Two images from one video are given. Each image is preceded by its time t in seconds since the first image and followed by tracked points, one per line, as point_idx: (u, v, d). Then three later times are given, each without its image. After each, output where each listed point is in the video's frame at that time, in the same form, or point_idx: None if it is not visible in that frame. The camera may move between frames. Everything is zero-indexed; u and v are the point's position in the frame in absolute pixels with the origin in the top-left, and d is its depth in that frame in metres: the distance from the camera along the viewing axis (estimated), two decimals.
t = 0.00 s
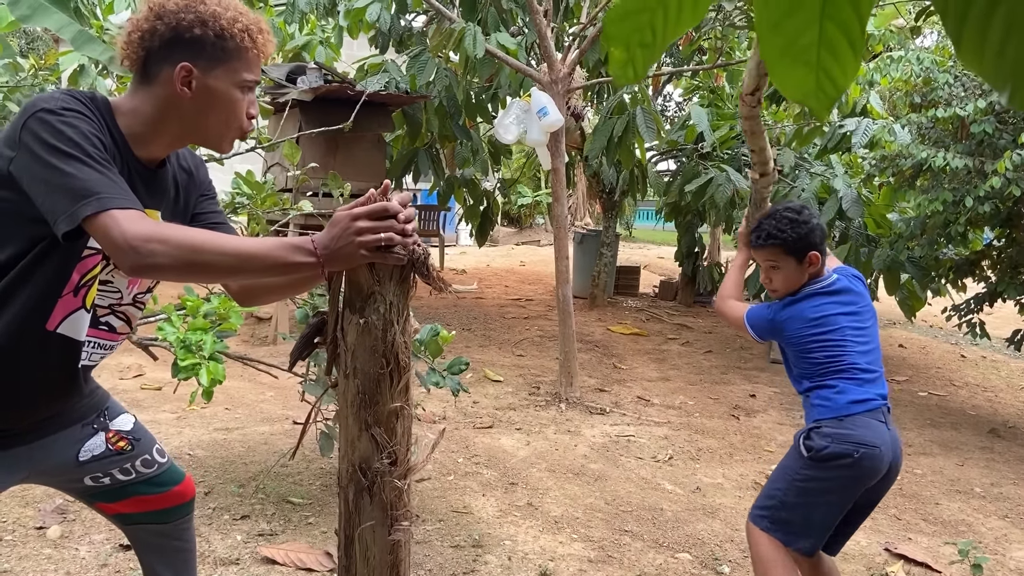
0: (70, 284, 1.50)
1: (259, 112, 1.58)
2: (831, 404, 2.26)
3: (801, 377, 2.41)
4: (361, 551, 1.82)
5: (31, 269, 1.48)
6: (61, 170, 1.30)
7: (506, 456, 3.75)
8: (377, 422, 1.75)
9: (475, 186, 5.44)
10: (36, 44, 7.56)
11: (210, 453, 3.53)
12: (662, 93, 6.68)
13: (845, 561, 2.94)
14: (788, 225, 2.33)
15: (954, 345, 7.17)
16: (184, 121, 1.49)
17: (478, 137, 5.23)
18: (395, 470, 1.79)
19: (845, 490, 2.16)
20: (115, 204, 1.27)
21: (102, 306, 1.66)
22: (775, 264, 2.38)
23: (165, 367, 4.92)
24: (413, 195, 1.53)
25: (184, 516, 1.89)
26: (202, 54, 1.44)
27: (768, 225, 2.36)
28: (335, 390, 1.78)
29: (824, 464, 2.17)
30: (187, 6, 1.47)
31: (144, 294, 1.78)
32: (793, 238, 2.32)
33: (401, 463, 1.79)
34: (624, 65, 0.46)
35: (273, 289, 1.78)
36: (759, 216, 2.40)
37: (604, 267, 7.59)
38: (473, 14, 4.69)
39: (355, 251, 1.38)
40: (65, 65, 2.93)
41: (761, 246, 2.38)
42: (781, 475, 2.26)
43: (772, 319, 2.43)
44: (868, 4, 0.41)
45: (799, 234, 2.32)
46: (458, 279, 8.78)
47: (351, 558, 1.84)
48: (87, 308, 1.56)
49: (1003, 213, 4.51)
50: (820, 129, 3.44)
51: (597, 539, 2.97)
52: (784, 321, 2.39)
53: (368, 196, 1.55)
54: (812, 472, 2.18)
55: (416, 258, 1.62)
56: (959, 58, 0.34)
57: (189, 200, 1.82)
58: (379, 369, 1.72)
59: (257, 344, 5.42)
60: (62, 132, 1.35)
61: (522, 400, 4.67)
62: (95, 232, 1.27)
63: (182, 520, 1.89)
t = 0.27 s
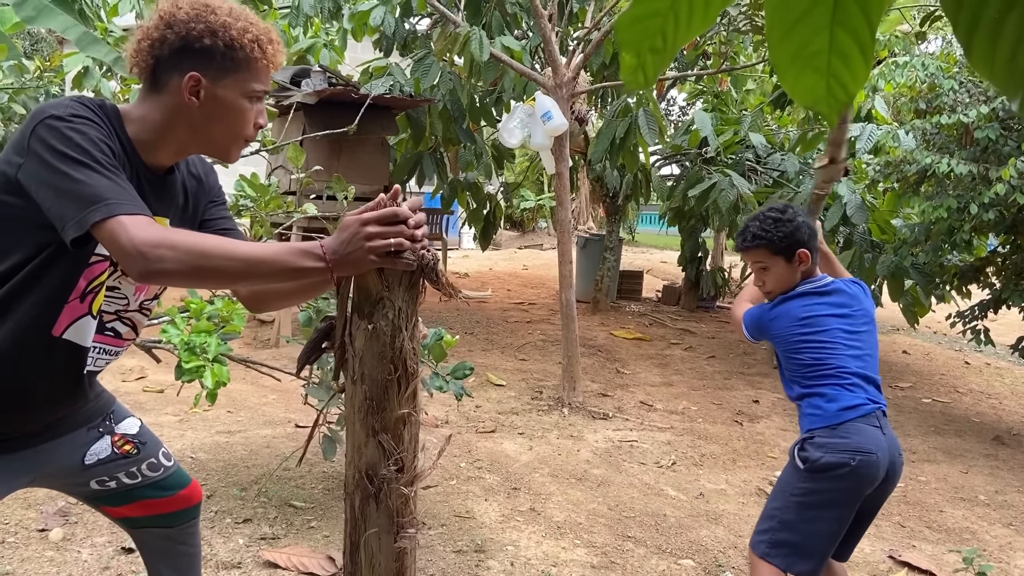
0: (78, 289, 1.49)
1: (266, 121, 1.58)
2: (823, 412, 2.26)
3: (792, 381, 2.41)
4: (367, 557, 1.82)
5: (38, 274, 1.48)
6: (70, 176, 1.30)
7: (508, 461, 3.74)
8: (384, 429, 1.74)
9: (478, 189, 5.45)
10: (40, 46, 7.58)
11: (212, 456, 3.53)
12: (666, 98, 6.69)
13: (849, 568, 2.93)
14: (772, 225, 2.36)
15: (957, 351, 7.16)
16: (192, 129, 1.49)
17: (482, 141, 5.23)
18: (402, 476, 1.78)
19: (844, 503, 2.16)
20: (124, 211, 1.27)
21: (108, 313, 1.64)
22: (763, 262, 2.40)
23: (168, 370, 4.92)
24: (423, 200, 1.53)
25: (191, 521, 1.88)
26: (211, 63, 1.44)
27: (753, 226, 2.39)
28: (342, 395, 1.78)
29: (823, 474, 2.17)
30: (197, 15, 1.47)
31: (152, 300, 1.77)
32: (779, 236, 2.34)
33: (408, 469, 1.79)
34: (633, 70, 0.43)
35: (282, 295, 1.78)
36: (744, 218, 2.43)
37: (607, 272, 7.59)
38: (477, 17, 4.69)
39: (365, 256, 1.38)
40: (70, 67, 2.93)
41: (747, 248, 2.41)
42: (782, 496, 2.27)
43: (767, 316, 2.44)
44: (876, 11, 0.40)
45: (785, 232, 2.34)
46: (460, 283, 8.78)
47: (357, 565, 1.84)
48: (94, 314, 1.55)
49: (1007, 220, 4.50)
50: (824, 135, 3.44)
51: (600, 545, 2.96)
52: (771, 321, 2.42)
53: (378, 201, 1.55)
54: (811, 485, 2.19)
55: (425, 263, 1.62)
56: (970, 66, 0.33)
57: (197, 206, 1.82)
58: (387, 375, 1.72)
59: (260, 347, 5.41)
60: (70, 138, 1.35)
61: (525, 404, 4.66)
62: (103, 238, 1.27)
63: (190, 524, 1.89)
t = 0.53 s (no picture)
0: (81, 291, 1.50)
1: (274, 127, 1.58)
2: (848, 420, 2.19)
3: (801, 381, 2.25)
4: (374, 560, 1.82)
5: (41, 275, 1.48)
6: (80, 178, 1.30)
7: (512, 463, 3.74)
8: (393, 431, 1.74)
9: (483, 192, 5.45)
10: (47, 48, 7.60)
11: (217, 456, 3.53)
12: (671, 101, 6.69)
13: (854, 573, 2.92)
14: (777, 200, 2.28)
15: (963, 357, 7.14)
16: (200, 134, 1.49)
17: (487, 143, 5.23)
18: (410, 479, 1.78)
19: (875, 516, 2.15)
20: (133, 212, 1.27)
21: (116, 316, 1.66)
22: (763, 240, 2.30)
23: (172, 370, 4.92)
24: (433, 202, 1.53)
25: (193, 523, 1.88)
26: (220, 69, 1.44)
27: (756, 201, 2.31)
28: (351, 398, 1.78)
29: (864, 490, 2.11)
30: (208, 20, 1.48)
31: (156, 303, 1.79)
32: (782, 212, 2.25)
33: (416, 472, 1.79)
34: (642, 64, 0.46)
35: (292, 296, 1.78)
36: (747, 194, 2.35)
37: (611, 275, 7.59)
38: (483, 20, 4.70)
39: (376, 259, 1.38)
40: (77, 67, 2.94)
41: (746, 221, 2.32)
42: (812, 519, 2.15)
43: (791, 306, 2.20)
44: (886, 11, 0.41)
45: (787, 209, 2.26)
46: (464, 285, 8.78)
47: (364, 567, 1.84)
48: (98, 317, 1.55)
49: (1013, 225, 4.49)
50: (829, 137, 3.44)
51: (605, 548, 2.95)
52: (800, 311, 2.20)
53: (388, 203, 1.55)
54: (848, 504, 2.12)
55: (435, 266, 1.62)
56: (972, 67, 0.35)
57: (205, 208, 1.82)
58: (396, 377, 1.72)
59: (264, 348, 5.42)
60: (80, 140, 1.35)
61: (528, 407, 4.66)
62: (113, 240, 1.27)
63: (191, 527, 1.89)
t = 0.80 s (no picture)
0: (91, 289, 1.50)
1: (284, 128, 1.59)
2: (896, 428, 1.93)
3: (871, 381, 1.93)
4: (382, 561, 1.82)
5: (53, 273, 1.48)
6: (91, 177, 1.31)
7: (518, 465, 3.74)
8: (401, 432, 1.75)
9: (489, 193, 5.46)
10: (56, 48, 7.64)
11: (224, 455, 3.54)
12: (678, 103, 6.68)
13: None
14: (790, 182, 2.08)
15: (969, 361, 7.12)
16: (210, 133, 1.50)
17: (493, 144, 5.24)
18: (418, 480, 1.79)
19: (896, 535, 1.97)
20: (143, 211, 1.28)
21: (125, 315, 1.66)
22: (779, 228, 2.05)
23: (179, 369, 4.93)
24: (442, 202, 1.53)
25: (200, 521, 1.89)
26: (230, 69, 1.44)
27: (767, 185, 2.09)
28: (359, 398, 1.78)
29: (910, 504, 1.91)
30: (220, 20, 1.48)
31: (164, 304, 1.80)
32: (796, 196, 2.04)
33: (424, 474, 1.79)
34: (658, 61, 0.44)
35: (301, 296, 1.78)
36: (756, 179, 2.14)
37: (617, 277, 7.59)
38: (491, 21, 4.70)
39: (384, 259, 1.38)
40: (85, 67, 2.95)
41: (757, 207, 2.08)
42: (855, 544, 1.87)
43: (875, 309, 1.89)
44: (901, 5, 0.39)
45: (800, 193, 2.05)
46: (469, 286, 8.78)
47: (372, 569, 1.84)
48: (108, 315, 1.56)
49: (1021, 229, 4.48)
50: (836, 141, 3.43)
51: (611, 550, 2.95)
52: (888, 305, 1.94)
53: (397, 203, 1.55)
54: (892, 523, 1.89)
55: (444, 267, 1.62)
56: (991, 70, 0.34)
57: (216, 208, 1.83)
58: (404, 379, 1.73)
59: (270, 347, 5.43)
60: (91, 139, 1.36)
61: (534, 409, 4.65)
62: (122, 239, 1.28)
63: (199, 525, 1.89)
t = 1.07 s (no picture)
0: (101, 286, 1.51)
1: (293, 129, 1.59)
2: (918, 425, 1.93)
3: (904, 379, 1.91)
4: (389, 561, 1.82)
5: (62, 270, 1.49)
6: (98, 175, 1.31)
7: (524, 465, 3.74)
8: (408, 432, 1.75)
9: (495, 194, 5.46)
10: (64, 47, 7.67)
11: (231, 453, 3.55)
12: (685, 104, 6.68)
13: None
14: (809, 176, 2.05)
15: (976, 364, 7.10)
16: (218, 132, 1.50)
17: (500, 144, 5.24)
18: (425, 480, 1.79)
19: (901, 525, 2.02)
20: (150, 210, 1.28)
21: (134, 313, 1.67)
22: (805, 225, 2.00)
23: (186, 367, 4.95)
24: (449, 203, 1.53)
25: (209, 519, 1.89)
26: (239, 67, 1.45)
27: (786, 181, 2.04)
28: (366, 399, 1.79)
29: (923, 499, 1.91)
30: (231, 19, 1.49)
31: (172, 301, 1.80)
32: (818, 190, 2.00)
33: (431, 474, 1.79)
34: (688, 64, 0.45)
35: (309, 297, 1.78)
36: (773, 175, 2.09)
37: (623, 278, 7.58)
38: (499, 21, 4.70)
39: (391, 259, 1.38)
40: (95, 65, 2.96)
41: (779, 204, 2.02)
42: (887, 547, 1.85)
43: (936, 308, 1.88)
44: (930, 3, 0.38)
45: (821, 188, 2.02)
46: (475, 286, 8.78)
47: (379, 569, 1.84)
48: (116, 312, 1.56)
49: None
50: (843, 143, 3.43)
51: (617, 551, 2.95)
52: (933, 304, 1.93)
53: (404, 203, 1.55)
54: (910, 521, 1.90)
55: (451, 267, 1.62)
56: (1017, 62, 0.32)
57: (225, 207, 1.83)
58: (411, 379, 1.73)
59: (277, 346, 5.44)
60: (99, 137, 1.36)
61: (540, 409, 4.66)
62: (129, 237, 1.28)
63: (207, 523, 1.90)
